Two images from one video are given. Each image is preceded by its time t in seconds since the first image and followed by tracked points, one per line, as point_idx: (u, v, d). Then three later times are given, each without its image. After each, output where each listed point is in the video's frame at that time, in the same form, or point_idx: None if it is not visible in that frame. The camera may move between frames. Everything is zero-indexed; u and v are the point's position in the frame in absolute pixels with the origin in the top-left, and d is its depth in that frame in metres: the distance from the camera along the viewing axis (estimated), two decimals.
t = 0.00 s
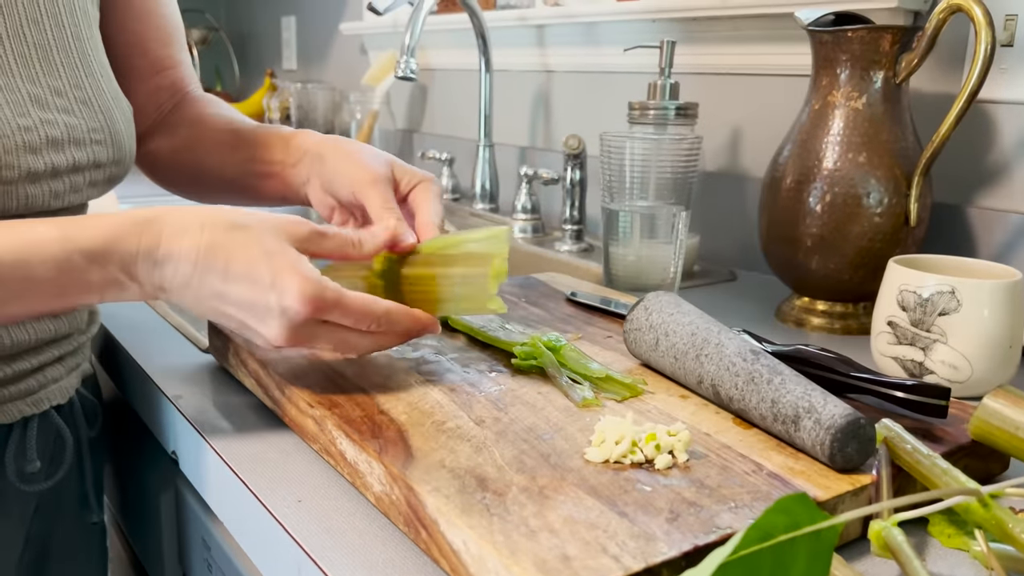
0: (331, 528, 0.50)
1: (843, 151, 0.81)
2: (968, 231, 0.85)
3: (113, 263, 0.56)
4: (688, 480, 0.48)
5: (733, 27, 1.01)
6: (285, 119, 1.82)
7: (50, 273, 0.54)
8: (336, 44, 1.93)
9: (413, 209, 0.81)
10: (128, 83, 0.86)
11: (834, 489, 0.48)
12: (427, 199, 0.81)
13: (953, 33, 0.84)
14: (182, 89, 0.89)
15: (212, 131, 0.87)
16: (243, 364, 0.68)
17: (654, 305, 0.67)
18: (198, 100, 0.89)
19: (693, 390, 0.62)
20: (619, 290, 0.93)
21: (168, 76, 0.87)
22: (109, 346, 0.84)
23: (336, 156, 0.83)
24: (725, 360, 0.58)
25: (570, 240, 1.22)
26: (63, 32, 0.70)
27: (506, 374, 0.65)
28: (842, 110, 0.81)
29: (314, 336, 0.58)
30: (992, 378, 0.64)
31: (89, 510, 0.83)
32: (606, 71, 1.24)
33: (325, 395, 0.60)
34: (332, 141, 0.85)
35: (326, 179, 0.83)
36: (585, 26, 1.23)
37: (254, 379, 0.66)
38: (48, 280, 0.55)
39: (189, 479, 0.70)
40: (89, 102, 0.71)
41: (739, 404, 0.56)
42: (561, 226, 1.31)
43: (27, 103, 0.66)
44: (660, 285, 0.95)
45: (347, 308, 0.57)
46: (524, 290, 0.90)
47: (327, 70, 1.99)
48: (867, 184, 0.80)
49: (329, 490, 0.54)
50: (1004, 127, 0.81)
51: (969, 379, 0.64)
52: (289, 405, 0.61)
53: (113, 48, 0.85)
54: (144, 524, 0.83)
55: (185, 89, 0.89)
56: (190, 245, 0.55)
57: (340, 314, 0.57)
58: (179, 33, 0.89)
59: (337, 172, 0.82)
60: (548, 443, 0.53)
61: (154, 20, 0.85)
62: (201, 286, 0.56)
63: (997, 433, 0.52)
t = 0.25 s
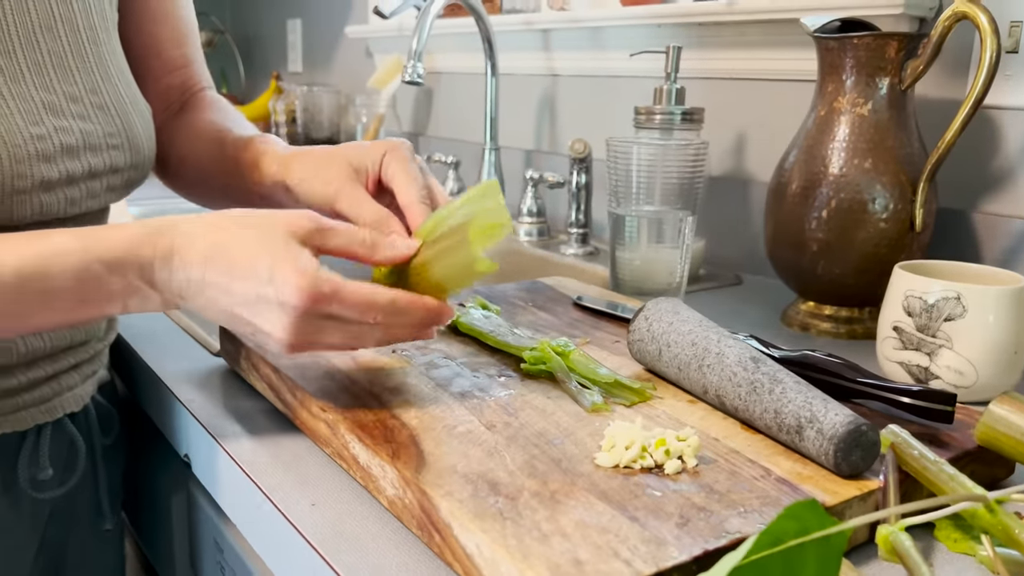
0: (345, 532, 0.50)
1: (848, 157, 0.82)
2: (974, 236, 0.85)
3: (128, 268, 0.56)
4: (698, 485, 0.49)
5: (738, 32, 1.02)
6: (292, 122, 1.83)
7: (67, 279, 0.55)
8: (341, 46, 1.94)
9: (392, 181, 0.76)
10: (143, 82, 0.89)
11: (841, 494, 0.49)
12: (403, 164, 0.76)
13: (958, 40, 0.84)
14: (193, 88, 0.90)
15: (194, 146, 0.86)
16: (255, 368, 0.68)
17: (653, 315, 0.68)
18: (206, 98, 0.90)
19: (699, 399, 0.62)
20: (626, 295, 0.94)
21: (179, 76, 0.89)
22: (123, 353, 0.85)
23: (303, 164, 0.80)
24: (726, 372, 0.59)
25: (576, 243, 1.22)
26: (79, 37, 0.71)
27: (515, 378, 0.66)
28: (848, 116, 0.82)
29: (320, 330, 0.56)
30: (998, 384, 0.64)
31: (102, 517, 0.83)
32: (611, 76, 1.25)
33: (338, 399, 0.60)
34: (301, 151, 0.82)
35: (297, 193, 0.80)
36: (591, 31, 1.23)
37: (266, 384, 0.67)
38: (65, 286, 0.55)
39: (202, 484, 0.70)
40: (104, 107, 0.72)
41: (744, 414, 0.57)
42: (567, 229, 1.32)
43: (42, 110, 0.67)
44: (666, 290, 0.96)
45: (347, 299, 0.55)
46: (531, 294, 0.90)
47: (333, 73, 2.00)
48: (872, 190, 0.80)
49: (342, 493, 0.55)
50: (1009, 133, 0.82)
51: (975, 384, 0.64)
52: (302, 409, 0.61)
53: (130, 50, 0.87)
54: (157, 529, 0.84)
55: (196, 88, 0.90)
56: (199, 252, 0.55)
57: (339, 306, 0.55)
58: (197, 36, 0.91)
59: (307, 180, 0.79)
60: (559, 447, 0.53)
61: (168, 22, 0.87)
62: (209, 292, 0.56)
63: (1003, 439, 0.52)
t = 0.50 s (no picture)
0: (355, 520, 0.51)
1: (854, 154, 0.82)
2: (977, 233, 0.86)
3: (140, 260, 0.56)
4: (706, 475, 0.49)
5: (743, 30, 1.02)
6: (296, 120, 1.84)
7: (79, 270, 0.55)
8: (346, 45, 1.95)
9: (419, 164, 0.76)
10: (154, 71, 0.89)
11: (848, 484, 0.49)
12: (429, 147, 0.75)
13: (963, 37, 0.84)
14: (207, 76, 0.91)
15: (215, 138, 0.87)
16: (264, 361, 0.69)
17: (658, 309, 0.68)
18: (220, 85, 0.91)
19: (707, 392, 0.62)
20: (631, 291, 0.95)
21: (190, 64, 0.89)
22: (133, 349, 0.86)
23: (324, 156, 0.80)
24: (731, 364, 0.59)
25: (581, 241, 1.23)
26: (88, 29, 0.71)
27: (522, 371, 0.66)
28: (853, 113, 0.82)
29: (331, 297, 0.55)
30: (1002, 378, 0.65)
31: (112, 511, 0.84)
32: (616, 74, 1.26)
33: (347, 391, 0.61)
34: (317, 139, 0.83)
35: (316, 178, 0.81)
36: (596, 30, 1.24)
37: (275, 377, 0.67)
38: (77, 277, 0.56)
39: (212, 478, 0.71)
40: (115, 99, 0.73)
41: (751, 407, 0.57)
42: (571, 227, 1.33)
43: (52, 104, 0.67)
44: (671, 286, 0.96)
45: (355, 262, 0.53)
46: (537, 290, 0.91)
47: (337, 72, 2.01)
48: (877, 186, 0.81)
49: (352, 484, 0.56)
50: (1013, 130, 0.82)
51: (979, 379, 0.65)
52: (311, 401, 0.62)
53: (141, 36, 0.88)
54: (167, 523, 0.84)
55: (211, 76, 0.91)
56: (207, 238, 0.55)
57: (346, 269, 0.53)
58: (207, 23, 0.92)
59: (329, 171, 0.80)
60: (567, 439, 0.54)
61: (180, 9, 0.88)
62: (217, 270, 0.55)
63: (1009, 431, 0.52)
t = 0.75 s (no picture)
0: (353, 521, 0.51)
1: (853, 155, 0.82)
2: (977, 235, 0.86)
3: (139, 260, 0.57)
4: (703, 476, 0.49)
5: (744, 32, 1.02)
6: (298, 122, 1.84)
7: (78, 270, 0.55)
8: (347, 47, 1.95)
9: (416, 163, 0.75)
10: (157, 67, 0.89)
11: (846, 485, 0.49)
12: (426, 146, 0.74)
13: (962, 39, 0.84)
14: (211, 72, 0.91)
15: (217, 134, 0.87)
16: (264, 362, 0.69)
17: (657, 311, 0.68)
18: (224, 82, 0.91)
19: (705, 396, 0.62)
20: (631, 292, 0.95)
21: (193, 61, 0.90)
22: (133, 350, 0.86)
23: (326, 156, 0.80)
24: (731, 366, 0.59)
25: (581, 242, 1.23)
26: (87, 28, 0.71)
27: (521, 372, 0.66)
28: (852, 115, 0.82)
29: (341, 300, 0.55)
30: (1001, 380, 0.65)
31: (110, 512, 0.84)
32: (617, 76, 1.26)
33: (346, 391, 0.61)
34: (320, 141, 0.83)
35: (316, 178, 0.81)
36: (597, 31, 1.24)
37: (275, 377, 0.67)
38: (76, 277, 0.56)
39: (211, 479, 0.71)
40: (116, 96, 0.73)
41: (748, 408, 0.57)
42: (572, 228, 1.33)
43: (51, 105, 0.67)
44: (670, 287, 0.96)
45: (364, 264, 0.53)
46: (537, 291, 0.91)
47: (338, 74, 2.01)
48: (877, 188, 0.81)
49: (350, 484, 0.56)
50: (1012, 132, 0.82)
51: (978, 381, 0.65)
52: (310, 402, 0.62)
53: (143, 32, 0.88)
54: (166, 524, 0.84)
55: (216, 72, 0.91)
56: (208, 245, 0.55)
57: (356, 272, 0.53)
58: (211, 20, 0.92)
59: (329, 171, 0.80)
60: (565, 440, 0.54)
61: (183, 6, 0.89)
62: (219, 272, 0.55)
63: (1008, 434, 0.52)
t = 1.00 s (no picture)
0: (349, 525, 0.51)
1: (852, 159, 0.82)
2: (976, 238, 0.86)
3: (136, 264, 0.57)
4: (700, 482, 0.49)
5: (743, 35, 1.02)
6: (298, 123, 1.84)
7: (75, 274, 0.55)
8: (348, 48, 1.95)
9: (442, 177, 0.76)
10: (151, 66, 0.90)
11: (842, 491, 0.49)
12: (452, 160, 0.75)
13: (961, 42, 0.84)
14: (204, 72, 0.91)
15: (215, 133, 0.87)
16: (262, 366, 0.69)
17: (655, 315, 0.68)
18: (217, 82, 0.91)
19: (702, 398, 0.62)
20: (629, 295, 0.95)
21: (186, 61, 0.90)
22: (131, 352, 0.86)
23: (328, 154, 0.80)
24: (728, 370, 0.59)
25: (580, 245, 1.23)
26: (85, 30, 0.71)
27: (519, 376, 0.66)
28: (851, 118, 0.82)
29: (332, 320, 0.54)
30: (999, 384, 0.65)
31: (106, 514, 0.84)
32: (617, 78, 1.26)
33: (343, 395, 0.61)
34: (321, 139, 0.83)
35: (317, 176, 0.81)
36: (596, 34, 1.24)
37: (273, 381, 0.67)
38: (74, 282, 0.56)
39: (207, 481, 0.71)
40: (112, 102, 0.73)
41: (746, 413, 0.57)
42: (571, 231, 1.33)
43: (49, 108, 0.67)
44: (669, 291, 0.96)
45: (352, 289, 0.52)
46: (535, 294, 0.91)
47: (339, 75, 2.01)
48: (875, 192, 0.81)
49: (347, 488, 0.56)
50: (1011, 135, 0.82)
51: (976, 385, 0.65)
52: (308, 405, 0.62)
53: (137, 31, 0.88)
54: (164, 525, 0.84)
55: (207, 73, 0.91)
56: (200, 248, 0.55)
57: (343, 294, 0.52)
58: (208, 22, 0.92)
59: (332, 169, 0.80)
60: (562, 444, 0.54)
61: (179, 6, 0.89)
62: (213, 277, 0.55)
63: (1006, 439, 0.52)
